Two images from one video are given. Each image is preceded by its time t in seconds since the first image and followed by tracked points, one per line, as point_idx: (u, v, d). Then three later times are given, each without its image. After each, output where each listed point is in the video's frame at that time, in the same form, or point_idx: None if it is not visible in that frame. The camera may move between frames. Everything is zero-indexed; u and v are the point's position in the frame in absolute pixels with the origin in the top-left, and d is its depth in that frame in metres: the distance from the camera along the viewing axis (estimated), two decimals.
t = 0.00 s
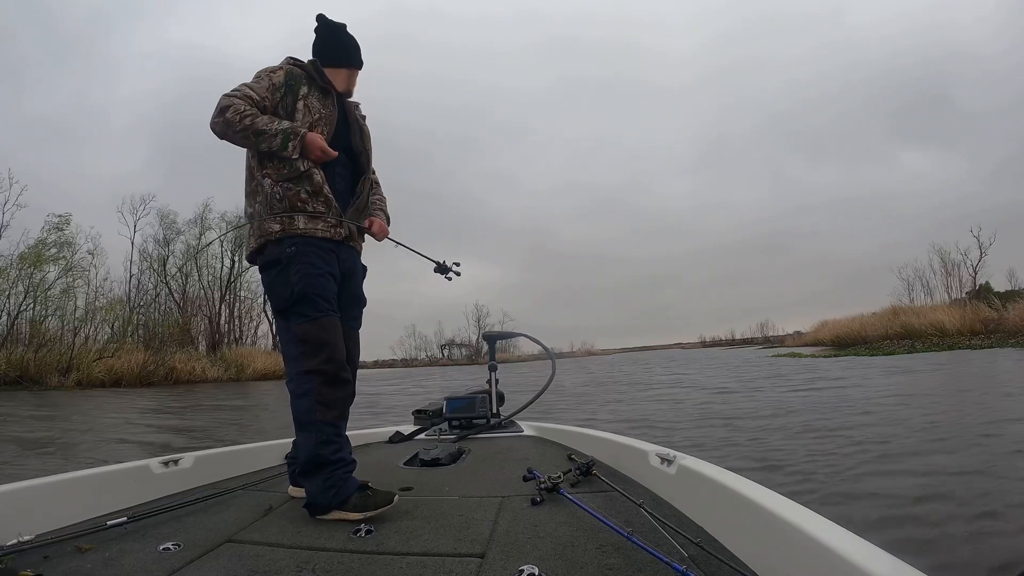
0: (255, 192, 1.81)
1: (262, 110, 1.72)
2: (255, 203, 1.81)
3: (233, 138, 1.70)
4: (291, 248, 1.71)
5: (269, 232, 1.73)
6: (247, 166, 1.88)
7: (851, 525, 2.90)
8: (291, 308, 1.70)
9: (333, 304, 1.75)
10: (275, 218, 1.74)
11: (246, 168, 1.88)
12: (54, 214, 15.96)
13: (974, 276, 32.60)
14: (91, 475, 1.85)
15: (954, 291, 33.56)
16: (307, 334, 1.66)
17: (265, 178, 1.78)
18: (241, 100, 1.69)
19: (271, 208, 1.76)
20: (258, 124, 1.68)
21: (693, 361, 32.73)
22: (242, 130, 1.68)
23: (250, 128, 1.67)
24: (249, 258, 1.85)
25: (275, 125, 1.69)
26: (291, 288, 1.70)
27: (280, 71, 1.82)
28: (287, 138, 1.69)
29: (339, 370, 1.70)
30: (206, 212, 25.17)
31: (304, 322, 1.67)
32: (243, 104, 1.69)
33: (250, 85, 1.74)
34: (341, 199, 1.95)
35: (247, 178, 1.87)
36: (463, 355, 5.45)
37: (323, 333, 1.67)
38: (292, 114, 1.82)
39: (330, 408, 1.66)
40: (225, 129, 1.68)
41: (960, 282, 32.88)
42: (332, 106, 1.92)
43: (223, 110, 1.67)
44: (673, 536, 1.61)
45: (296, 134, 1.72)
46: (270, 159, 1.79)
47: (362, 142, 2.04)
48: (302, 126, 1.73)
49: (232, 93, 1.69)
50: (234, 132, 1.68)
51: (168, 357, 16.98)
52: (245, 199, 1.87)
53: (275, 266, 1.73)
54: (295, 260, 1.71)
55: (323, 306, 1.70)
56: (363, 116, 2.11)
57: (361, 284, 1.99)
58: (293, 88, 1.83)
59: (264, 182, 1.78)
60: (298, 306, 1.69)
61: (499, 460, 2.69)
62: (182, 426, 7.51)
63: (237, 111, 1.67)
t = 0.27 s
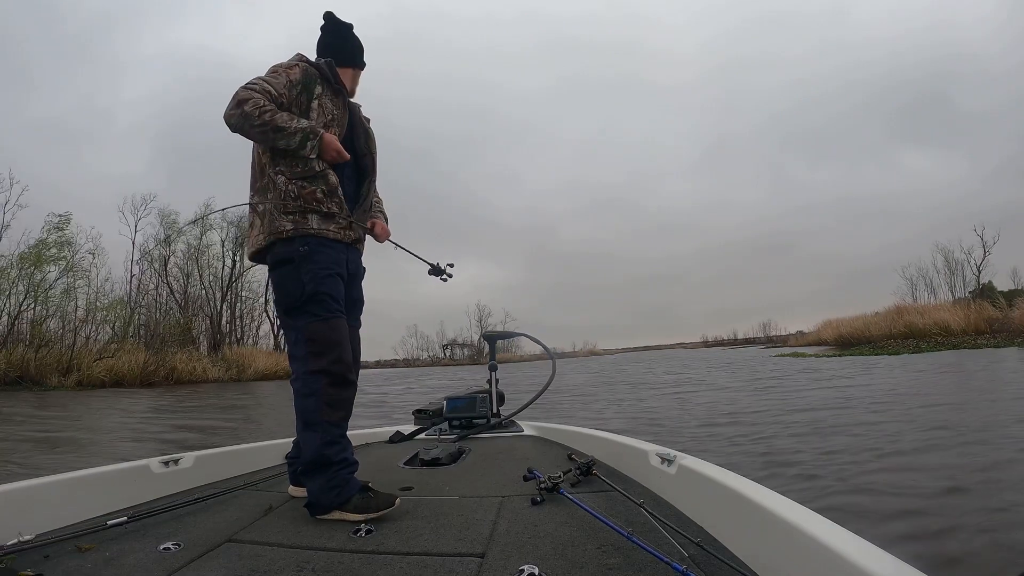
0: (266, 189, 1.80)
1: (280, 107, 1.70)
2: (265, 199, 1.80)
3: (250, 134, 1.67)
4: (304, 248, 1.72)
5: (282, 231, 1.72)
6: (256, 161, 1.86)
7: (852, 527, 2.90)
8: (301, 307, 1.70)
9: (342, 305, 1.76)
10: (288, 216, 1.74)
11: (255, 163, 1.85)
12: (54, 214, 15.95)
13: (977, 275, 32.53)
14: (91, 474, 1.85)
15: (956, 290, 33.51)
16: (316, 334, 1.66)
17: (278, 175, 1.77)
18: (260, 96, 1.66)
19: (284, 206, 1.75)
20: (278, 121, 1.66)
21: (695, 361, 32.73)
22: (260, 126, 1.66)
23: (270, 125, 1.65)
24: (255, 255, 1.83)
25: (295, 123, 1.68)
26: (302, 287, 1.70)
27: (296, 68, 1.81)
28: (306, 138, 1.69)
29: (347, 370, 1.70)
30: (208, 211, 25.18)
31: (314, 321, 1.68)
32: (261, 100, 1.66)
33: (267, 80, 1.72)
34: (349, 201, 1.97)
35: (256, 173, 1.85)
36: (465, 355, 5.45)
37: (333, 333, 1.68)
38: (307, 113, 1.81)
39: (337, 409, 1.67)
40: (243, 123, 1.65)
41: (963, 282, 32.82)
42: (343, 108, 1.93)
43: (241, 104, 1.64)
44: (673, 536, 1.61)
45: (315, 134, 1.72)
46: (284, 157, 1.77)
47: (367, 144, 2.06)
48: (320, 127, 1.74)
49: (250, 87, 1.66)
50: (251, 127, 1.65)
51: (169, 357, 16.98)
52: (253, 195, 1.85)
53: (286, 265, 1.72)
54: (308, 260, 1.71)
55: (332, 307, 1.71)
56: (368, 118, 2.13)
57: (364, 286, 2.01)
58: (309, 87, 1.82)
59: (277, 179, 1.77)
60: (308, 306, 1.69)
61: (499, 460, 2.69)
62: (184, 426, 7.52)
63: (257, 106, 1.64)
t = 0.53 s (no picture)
0: (270, 188, 1.80)
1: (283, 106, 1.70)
2: (268, 198, 1.80)
3: (253, 132, 1.67)
4: (306, 247, 1.71)
5: (284, 230, 1.72)
6: (259, 161, 1.86)
7: (851, 526, 2.89)
8: (303, 307, 1.70)
9: (344, 305, 1.76)
10: (291, 215, 1.74)
11: (259, 162, 1.85)
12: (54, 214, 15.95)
13: (979, 274, 32.47)
14: (91, 474, 1.85)
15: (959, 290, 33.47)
16: (318, 334, 1.66)
17: (281, 174, 1.77)
18: (263, 94, 1.67)
19: (287, 204, 1.75)
20: (281, 119, 1.66)
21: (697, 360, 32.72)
22: (263, 124, 1.66)
23: (272, 124, 1.65)
24: (258, 253, 1.83)
25: (298, 121, 1.68)
26: (304, 287, 1.70)
27: (300, 67, 1.81)
28: (309, 137, 1.69)
29: (349, 370, 1.70)
30: (209, 211, 25.20)
31: (315, 321, 1.67)
32: (264, 99, 1.66)
33: (270, 79, 1.72)
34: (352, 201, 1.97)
35: (259, 172, 1.85)
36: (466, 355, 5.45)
37: (335, 334, 1.68)
38: (311, 112, 1.81)
39: (338, 409, 1.67)
40: (246, 121, 1.66)
41: (965, 282, 32.76)
42: (346, 107, 1.93)
43: (244, 102, 1.65)
44: (674, 536, 1.61)
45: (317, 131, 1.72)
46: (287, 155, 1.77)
47: (371, 144, 2.05)
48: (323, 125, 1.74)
49: (254, 86, 1.67)
50: (254, 125, 1.65)
51: (169, 357, 16.98)
52: (257, 194, 1.86)
53: (288, 264, 1.72)
54: (310, 259, 1.71)
55: (334, 307, 1.71)
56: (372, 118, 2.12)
57: (367, 287, 2.00)
58: (312, 86, 1.83)
59: (280, 177, 1.76)
60: (311, 305, 1.69)
61: (499, 460, 2.69)
62: (186, 426, 7.53)
63: (260, 104, 1.64)
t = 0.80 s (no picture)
0: (268, 191, 1.81)
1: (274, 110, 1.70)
2: (267, 201, 1.81)
3: (245, 140, 1.68)
4: (303, 248, 1.71)
5: (283, 232, 1.74)
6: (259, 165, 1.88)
7: (851, 525, 2.89)
8: (301, 308, 1.70)
9: (342, 305, 1.75)
10: (288, 217, 1.75)
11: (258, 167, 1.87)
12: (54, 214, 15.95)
13: (982, 273, 32.39)
14: (91, 474, 1.85)
15: (962, 288, 33.43)
16: (316, 334, 1.66)
17: (278, 176, 1.77)
18: (254, 100, 1.67)
19: (284, 206, 1.76)
20: (272, 123, 1.66)
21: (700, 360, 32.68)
22: (254, 131, 1.67)
23: (264, 128, 1.66)
24: (260, 257, 1.86)
25: (289, 125, 1.68)
26: (302, 288, 1.70)
27: (292, 70, 1.81)
28: (302, 138, 1.69)
29: (347, 370, 1.70)
30: (210, 212, 25.21)
31: (313, 321, 1.68)
32: (255, 104, 1.67)
33: (263, 84, 1.73)
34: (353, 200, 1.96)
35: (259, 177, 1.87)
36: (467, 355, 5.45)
37: (333, 334, 1.68)
38: (306, 114, 1.81)
39: (337, 410, 1.66)
40: (239, 130, 1.67)
41: (969, 280, 32.69)
42: (344, 105, 1.92)
43: (235, 110, 1.66)
44: (674, 536, 1.61)
45: (309, 132, 1.71)
46: (283, 158, 1.78)
47: (373, 142, 2.05)
48: (315, 126, 1.73)
49: (245, 94, 1.68)
50: (246, 133, 1.66)
51: (169, 357, 16.97)
52: (257, 198, 1.87)
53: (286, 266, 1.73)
54: (307, 260, 1.71)
55: (332, 307, 1.70)
56: (375, 115, 2.10)
57: (369, 287, 1.99)
58: (306, 88, 1.82)
59: (277, 181, 1.77)
60: (309, 305, 1.69)
61: (499, 460, 2.69)
62: (187, 426, 7.53)
63: (250, 111, 1.65)
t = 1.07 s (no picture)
0: (269, 193, 1.82)
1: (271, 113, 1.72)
2: (268, 204, 1.82)
3: (243, 144, 1.70)
4: (301, 248, 1.71)
5: (281, 232, 1.74)
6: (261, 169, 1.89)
7: (851, 525, 2.89)
8: (301, 308, 1.70)
9: (342, 305, 1.75)
10: (286, 217, 1.75)
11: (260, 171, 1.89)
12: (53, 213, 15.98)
13: (984, 273, 32.33)
14: (91, 474, 1.85)
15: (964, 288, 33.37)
16: (317, 334, 1.66)
17: (277, 178, 1.78)
18: (251, 105, 1.69)
19: (283, 207, 1.76)
20: (269, 127, 1.68)
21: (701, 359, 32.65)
22: (251, 134, 1.68)
23: (260, 132, 1.67)
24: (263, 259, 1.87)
25: (284, 127, 1.69)
26: (301, 288, 1.70)
27: (289, 75, 1.82)
28: (298, 139, 1.70)
29: (348, 370, 1.70)
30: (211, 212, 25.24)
31: (313, 321, 1.67)
32: (251, 108, 1.69)
33: (259, 90, 1.75)
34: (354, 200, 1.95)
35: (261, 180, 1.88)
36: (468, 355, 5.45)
37: (333, 334, 1.67)
38: (303, 116, 1.82)
39: (338, 410, 1.66)
40: (236, 134, 1.69)
41: (971, 279, 32.63)
42: (343, 105, 1.92)
43: (233, 117, 1.68)
44: (674, 536, 1.61)
45: (304, 133, 1.72)
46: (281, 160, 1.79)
47: (376, 143, 2.04)
48: (311, 126, 1.73)
49: (242, 99, 1.70)
50: (243, 138, 1.69)
51: (169, 357, 16.97)
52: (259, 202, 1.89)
53: (285, 266, 1.74)
54: (305, 260, 1.71)
55: (331, 307, 1.70)
56: (377, 115, 2.10)
57: (371, 287, 1.99)
58: (303, 91, 1.83)
59: (276, 183, 1.78)
60: (308, 305, 1.69)
61: (499, 460, 2.69)
62: (189, 427, 7.54)
63: (247, 115, 1.67)
